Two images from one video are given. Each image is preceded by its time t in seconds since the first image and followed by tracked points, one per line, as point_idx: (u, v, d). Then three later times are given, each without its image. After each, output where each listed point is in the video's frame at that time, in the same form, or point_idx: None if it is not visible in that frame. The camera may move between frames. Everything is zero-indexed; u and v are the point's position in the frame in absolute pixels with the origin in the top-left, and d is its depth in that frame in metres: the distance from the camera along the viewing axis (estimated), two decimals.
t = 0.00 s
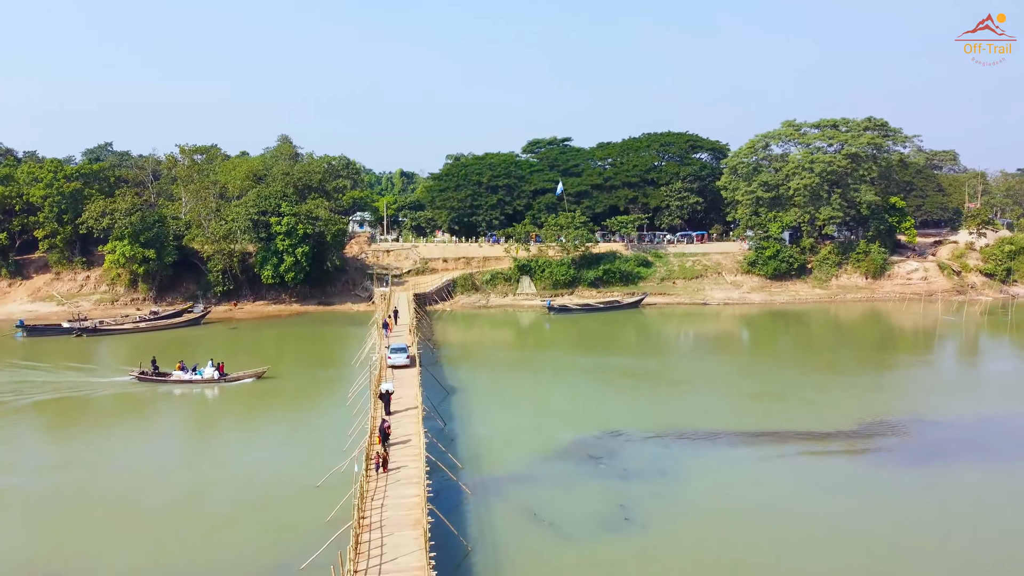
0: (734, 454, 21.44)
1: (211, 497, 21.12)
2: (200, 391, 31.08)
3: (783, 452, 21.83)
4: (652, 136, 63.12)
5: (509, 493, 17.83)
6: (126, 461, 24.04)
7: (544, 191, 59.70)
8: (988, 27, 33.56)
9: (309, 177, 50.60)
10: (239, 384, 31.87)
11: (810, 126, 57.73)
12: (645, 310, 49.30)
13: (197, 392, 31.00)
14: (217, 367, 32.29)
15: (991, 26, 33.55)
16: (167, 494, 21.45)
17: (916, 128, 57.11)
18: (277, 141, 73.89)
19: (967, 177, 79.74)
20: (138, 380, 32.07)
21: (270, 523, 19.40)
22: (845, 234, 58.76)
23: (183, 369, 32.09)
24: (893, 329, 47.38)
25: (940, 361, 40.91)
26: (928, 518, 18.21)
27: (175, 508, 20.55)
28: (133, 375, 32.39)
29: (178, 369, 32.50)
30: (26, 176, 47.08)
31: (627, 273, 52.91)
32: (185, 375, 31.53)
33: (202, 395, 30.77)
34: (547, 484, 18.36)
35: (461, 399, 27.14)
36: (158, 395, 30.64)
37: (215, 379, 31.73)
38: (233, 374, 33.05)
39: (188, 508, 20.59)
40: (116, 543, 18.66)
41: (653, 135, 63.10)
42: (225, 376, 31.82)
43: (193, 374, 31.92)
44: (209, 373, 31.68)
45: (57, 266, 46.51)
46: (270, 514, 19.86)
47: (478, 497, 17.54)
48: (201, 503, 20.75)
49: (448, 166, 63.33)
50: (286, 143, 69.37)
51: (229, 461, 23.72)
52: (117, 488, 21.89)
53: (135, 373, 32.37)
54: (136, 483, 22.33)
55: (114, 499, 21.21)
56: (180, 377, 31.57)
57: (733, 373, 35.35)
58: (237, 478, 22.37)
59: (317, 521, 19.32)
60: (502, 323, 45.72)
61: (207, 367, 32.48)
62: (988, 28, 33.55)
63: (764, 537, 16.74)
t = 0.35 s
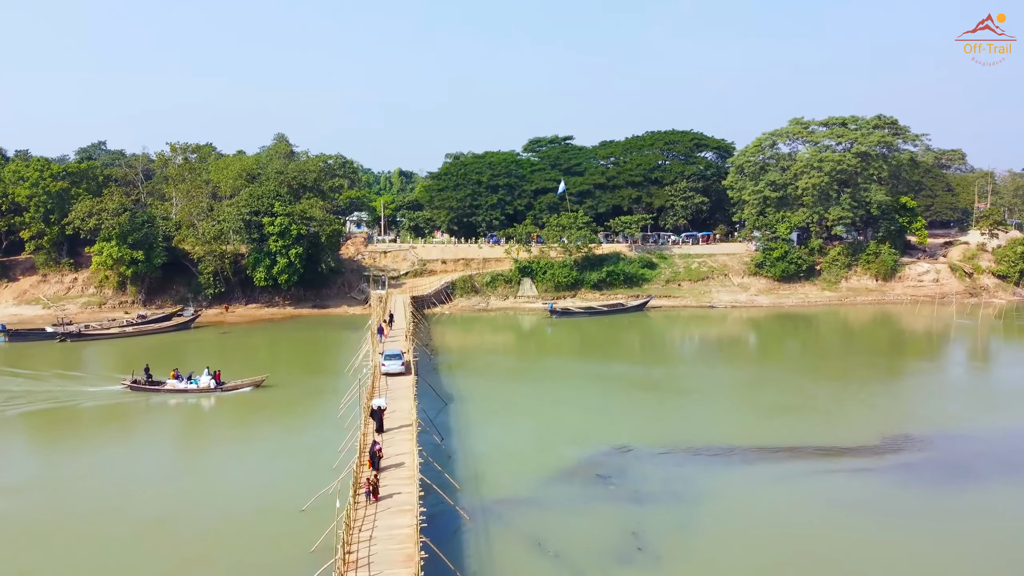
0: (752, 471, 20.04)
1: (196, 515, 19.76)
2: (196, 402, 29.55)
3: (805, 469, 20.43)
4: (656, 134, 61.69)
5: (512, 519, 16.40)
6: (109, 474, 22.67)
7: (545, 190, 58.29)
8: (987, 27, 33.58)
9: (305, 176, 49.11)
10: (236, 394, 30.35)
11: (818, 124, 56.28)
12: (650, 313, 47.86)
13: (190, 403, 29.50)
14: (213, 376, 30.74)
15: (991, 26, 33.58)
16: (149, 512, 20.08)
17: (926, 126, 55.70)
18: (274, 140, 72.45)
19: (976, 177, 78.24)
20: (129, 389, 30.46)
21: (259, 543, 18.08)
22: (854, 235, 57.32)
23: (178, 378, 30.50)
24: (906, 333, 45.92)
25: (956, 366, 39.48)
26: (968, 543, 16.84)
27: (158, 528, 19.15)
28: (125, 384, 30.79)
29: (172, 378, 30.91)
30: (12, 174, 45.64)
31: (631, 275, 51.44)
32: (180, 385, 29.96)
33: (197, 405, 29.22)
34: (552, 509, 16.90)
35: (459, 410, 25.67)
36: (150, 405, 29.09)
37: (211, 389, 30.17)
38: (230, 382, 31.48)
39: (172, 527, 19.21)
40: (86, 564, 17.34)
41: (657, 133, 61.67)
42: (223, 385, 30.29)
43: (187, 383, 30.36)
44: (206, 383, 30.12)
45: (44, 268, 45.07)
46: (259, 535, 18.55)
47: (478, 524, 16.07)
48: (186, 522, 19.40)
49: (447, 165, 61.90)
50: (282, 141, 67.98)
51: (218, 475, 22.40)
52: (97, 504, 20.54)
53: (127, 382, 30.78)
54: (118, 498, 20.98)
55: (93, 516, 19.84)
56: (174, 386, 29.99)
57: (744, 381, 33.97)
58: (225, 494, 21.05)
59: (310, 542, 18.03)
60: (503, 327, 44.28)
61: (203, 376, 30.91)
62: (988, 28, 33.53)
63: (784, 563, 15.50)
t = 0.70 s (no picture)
0: (772, 491, 18.60)
1: (190, 528, 19.05)
2: (190, 413, 27.73)
3: (828, 489, 18.97)
4: (660, 133, 60.28)
5: (512, 548, 15.01)
6: (101, 485, 21.82)
7: (547, 190, 56.87)
8: (987, 27, 33.60)
9: (299, 175, 47.65)
10: (233, 404, 28.49)
11: (827, 122, 54.86)
12: (655, 316, 46.38)
13: (182, 413, 27.76)
14: (209, 385, 28.91)
15: (990, 27, 33.74)
16: (142, 525, 19.29)
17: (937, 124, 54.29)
18: (270, 138, 71.04)
19: (985, 177, 76.76)
20: (120, 399, 28.55)
21: (255, 555, 17.40)
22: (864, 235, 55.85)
23: (171, 388, 28.65)
24: (920, 337, 44.45)
25: (975, 372, 38.00)
26: None
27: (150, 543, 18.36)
28: (116, 393, 28.90)
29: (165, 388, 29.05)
30: None
31: (635, 277, 49.97)
32: (173, 394, 28.14)
33: (192, 417, 27.39)
34: (557, 536, 15.50)
35: (455, 421, 24.25)
36: (141, 416, 27.32)
37: (207, 399, 28.32)
38: (227, 392, 29.64)
39: (164, 541, 18.43)
40: None
41: (661, 131, 60.27)
42: (218, 395, 28.47)
43: (181, 393, 28.51)
44: (201, 393, 28.31)
45: (30, 269, 43.65)
46: (256, 547, 17.88)
47: (476, 554, 14.68)
48: (179, 536, 18.66)
49: (447, 163, 60.48)
50: (279, 140, 66.56)
51: (213, 485, 21.66)
52: (88, 517, 19.72)
53: (119, 391, 28.87)
54: (111, 510, 20.19)
55: (83, 530, 19.00)
56: (167, 396, 28.16)
57: (755, 389, 32.52)
58: (220, 505, 20.34)
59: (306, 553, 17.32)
60: (504, 331, 42.83)
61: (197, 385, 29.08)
62: (988, 29, 33.59)
63: None
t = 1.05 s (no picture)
0: (797, 516, 17.11)
1: (184, 535, 18.53)
2: (184, 425, 25.97)
3: (859, 512, 17.52)
4: (663, 130, 58.86)
5: None
6: (89, 496, 20.83)
7: (548, 189, 55.44)
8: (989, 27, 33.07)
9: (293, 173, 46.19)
10: (229, 416, 26.79)
11: (836, 119, 53.43)
12: (661, 320, 44.90)
13: (172, 423, 26.13)
14: (205, 395, 27.20)
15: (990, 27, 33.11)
16: (136, 535, 18.58)
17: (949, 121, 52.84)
18: (265, 136, 69.60)
19: (994, 176, 75.29)
20: (110, 411, 26.80)
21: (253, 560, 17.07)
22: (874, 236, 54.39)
23: (164, 399, 26.92)
24: (935, 341, 42.96)
25: (994, 377, 36.50)
26: None
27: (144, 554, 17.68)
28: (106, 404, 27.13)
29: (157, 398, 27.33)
30: None
31: (640, 279, 48.52)
32: (166, 406, 26.44)
33: (186, 429, 25.69)
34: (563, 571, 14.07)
35: (452, 435, 22.81)
36: (131, 429, 25.59)
37: (202, 411, 26.61)
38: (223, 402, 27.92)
39: (158, 551, 17.80)
40: None
41: (665, 129, 58.85)
42: (214, 406, 26.76)
43: (175, 404, 26.80)
44: (196, 404, 26.56)
45: (15, 272, 42.17)
46: (253, 551, 17.51)
47: None
48: (174, 543, 18.11)
49: (446, 162, 59.08)
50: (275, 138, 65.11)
51: (208, 492, 20.95)
52: (79, 531, 18.76)
53: (108, 403, 27.06)
54: (103, 523, 19.25)
55: (74, 546, 18.04)
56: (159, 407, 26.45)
57: (767, 397, 31.10)
58: (216, 511, 19.77)
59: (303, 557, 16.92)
60: (504, 336, 41.37)
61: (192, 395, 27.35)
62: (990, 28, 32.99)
63: None
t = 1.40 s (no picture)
0: (827, 547, 15.67)
1: (179, 537, 18.17)
2: (177, 440, 24.26)
3: (891, 540, 16.18)
4: (668, 128, 57.43)
5: None
6: (80, 501, 20.24)
7: (550, 188, 54.00)
8: (988, 27, 32.47)
9: (287, 172, 44.68)
10: (225, 430, 25.07)
11: (846, 117, 51.94)
12: (667, 324, 43.40)
13: (162, 437, 24.47)
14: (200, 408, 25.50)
15: (992, 27, 32.34)
16: (131, 539, 18.20)
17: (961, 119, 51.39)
18: (261, 134, 68.13)
19: (1004, 175, 73.72)
20: (98, 424, 25.12)
21: (252, 563, 16.81)
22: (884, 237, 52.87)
23: (157, 413, 25.25)
24: (952, 345, 41.44)
25: (1017, 384, 35.00)
26: None
27: (139, 559, 17.24)
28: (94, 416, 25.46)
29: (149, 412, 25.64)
30: None
31: (645, 281, 47.06)
32: (159, 420, 24.76)
33: (176, 444, 24.06)
34: None
35: (448, 454, 21.40)
36: (121, 444, 23.91)
37: (196, 425, 24.87)
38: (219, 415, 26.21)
39: (154, 555, 17.39)
40: None
41: (670, 127, 57.41)
42: (209, 419, 25.04)
43: (167, 418, 25.10)
44: (189, 417, 24.83)
45: None
46: (251, 553, 17.20)
47: None
48: (170, 547, 17.71)
49: (445, 160, 57.64)
50: (270, 136, 63.63)
51: (202, 494, 20.48)
52: (73, 537, 18.25)
53: (96, 416, 25.36)
54: (96, 528, 18.73)
55: (68, 553, 17.54)
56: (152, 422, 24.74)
57: (779, 409, 29.72)
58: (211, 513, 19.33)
59: (302, 558, 16.58)
60: (505, 340, 39.88)
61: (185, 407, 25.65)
62: (989, 28, 32.34)
63: None
